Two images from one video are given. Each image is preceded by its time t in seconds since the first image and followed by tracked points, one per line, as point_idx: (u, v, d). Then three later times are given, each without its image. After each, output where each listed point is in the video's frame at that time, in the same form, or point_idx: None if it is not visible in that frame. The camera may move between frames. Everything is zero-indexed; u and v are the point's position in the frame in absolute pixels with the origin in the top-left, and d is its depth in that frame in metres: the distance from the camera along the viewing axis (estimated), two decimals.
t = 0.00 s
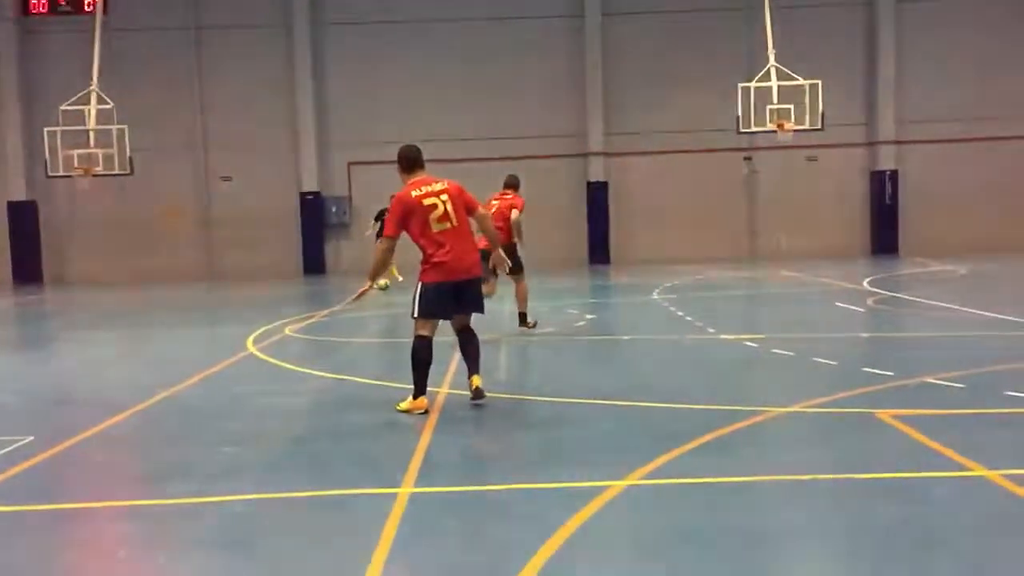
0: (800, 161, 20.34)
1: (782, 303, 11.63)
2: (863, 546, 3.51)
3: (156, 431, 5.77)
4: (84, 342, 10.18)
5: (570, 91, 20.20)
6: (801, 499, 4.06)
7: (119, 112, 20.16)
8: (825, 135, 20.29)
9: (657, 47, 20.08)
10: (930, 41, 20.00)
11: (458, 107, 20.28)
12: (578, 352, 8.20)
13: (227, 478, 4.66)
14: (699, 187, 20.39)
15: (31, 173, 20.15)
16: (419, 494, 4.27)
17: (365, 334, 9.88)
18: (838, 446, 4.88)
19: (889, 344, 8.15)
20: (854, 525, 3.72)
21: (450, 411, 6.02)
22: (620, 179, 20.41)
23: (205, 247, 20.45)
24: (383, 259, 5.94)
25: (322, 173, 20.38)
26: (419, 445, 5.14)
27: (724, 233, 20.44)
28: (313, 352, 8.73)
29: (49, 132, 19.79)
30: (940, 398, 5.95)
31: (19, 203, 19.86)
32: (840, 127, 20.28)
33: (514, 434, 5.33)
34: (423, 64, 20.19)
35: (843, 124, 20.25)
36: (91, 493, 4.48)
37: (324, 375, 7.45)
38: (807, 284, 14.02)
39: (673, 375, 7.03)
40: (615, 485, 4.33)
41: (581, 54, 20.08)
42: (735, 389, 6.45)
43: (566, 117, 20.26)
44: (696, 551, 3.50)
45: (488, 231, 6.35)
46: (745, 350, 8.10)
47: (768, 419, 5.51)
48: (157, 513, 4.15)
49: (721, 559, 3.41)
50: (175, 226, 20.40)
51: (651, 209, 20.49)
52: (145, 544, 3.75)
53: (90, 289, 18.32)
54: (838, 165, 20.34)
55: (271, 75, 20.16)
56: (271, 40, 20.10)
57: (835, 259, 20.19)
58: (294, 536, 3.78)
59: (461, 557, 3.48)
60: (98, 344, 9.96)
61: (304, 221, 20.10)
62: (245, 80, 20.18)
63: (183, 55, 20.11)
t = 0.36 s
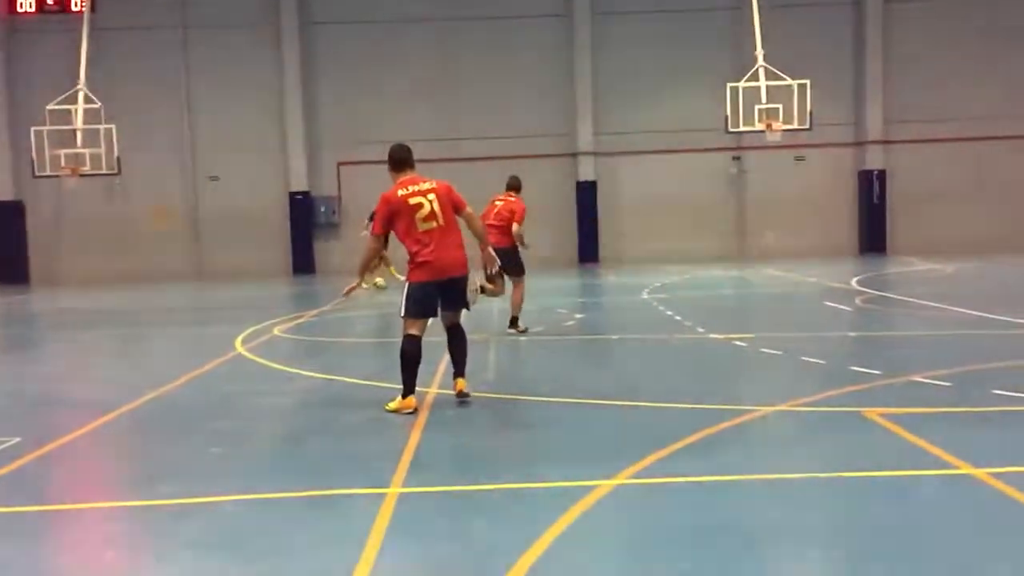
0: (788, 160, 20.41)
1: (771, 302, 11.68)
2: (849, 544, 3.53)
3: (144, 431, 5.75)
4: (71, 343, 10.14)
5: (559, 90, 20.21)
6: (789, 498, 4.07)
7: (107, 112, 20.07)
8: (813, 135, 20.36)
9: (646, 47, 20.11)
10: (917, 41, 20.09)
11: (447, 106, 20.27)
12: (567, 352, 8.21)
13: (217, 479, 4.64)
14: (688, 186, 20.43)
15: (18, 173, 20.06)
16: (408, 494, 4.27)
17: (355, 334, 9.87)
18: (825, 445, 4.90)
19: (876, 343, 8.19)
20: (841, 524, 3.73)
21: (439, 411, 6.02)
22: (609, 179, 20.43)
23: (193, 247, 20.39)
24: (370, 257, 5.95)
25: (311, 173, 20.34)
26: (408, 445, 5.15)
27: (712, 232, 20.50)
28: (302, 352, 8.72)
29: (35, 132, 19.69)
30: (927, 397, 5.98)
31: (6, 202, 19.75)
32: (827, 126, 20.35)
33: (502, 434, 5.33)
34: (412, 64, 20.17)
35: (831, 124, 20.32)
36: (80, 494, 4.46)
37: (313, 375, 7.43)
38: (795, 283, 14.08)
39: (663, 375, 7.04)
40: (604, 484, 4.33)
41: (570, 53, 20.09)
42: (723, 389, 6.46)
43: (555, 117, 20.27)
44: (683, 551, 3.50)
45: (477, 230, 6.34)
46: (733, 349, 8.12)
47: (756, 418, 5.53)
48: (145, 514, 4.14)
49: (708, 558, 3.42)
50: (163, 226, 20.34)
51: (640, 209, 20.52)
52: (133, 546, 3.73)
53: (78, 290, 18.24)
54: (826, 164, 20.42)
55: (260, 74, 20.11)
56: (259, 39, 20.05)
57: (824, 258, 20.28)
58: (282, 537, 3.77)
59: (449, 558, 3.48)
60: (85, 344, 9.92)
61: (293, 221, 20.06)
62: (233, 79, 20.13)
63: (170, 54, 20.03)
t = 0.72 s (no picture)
0: (777, 160, 20.47)
1: (759, 301, 11.71)
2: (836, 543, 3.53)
3: (133, 432, 5.72)
4: (59, 344, 10.08)
5: (548, 90, 20.22)
6: (776, 497, 4.08)
7: (94, 112, 19.97)
8: (801, 135, 20.43)
9: (635, 46, 20.13)
10: (904, 41, 20.17)
11: (436, 106, 20.25)
12: (556, 351, 8.22)
13: (205, 480, 4.63)
14: (677, 186, 20.47)
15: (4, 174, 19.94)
16: (397, 494, 4.26)
17: (345, 334, 9.87)
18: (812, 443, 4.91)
19: (864, 341, 8.22)
20: (828, 523, 3.74)
21: (428, 411, 6.02)
22: (599, 179, 20.45)
23: (182, 247, 20.32)
24: (358, 257, 5.96)
25: (300, 172, 20.30)
26: (397, 445, 5.15)
27: (701, 232, 20.55)
28: (292, 352, 8.70)
29: (22, 132, 19.59)
30: (913, 395, 6.01)
31: None
32: (815, 126, 20.42)
33: (490, 434, 5.33)
34: (401, 64, 20.14)
35: (819, 123, 20.40)
36: (68, 496, 4.43)
37: (303, 375, 7.42)
38: (783, 283, 14.12)
39: (651, 374, 7.05)
40: (591, 483, 4.33)
41: (559, 53, 20.10)
42: (712, 387, 6.47)
43: (544, 117, 20.28)
44: (673, 550, 3.51)
45: (466, 231, 6.35)
46: (722, 348, 8.15)
47: (744, 416, 5.54)
48: (134, 515, 4.11)
49: (696, 557, 3.43)
50: (151, 226, 20.26)
51: (629, 208, 20.54)
52: (122, 548, 3.71)
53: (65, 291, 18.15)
54: (814, 163, 20.49)
55: (248, 74, 20.06)
56: (247, 39, 19.99)
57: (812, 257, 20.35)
58: (271, 538, 3.76)
59: (438, 558, 3.48)
60: (73, 345, 9.87)
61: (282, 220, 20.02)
62: (221, 79, 20.06)
63: (158, 54, 19.94)
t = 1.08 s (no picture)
0: (766, 160, 20.53)
1: (749, 302, 11.73)
2: (823, 542, 3.55)
3: (122, 434, 5.70)
4: (47, 345, 10.04)
5: (537, 90, 20.22)
6: (765, 496, 4.09)
7: (82, 112, 19.89)
8: (791, 135, 20.49)
9: (624, 47, 20.16)
10: (892, 42, 20.25)
11: (425, 106, 20.24)
12: (545, 352, 8.22)
13: (193, 482, 4.61)
14: (667, 187, 20.51)
15: None
16: (387, 496, 4.26)
17: (335, 335, 9.86)
18: (802, 443, 4.92)
19: (853, 341, 8.25)
20: (816, 522, 3.75)
21: (417, 411, 6.01)
22: (589, 179, 20.47)
23: (171, 248, 20.26)
24: (347, 257, 5.96)
25: (289, 173, 20.26)
26: (387, 446, 5.15)
27: (691, 233, 20.58)
28: (282, 353, 8.68)
29: (9, 133, 19.50)
30: (902, 395, 6.03)
31: None
32: (804, 127, 20.48)
33: (480, 435, 5.33)
34: (390, 64, 20.11)
35: (808, 124, 20.46)
36: (57, 498, 4.41)
37: (292, 377, 7.40)
38: (773, 283, 14.14)
39: (641, 374, 7.06)
40: (581, 484, 4.33)
41: (548, 54, 20.10)
42: (702, 387, 6.49)
43: (534, 118, 20.29)
44: (661, 550, 3.51)
45: (458, 233, 6.33)
46: (712, 348, 8.18)
47: (734, 417, 5.56)
48: (123, 518, 4.09)
49: (684, 557, 3.44)
50: (140, 227, 20.19)
51: (619, 209, 20.57)
52: (110, 549, 3.69)
53: (53, 292, 18.07)
54: (803, 164, 20.56)
55: (237, 74, 20.00)
56: (236, 39, 19.94)
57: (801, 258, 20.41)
58: (259, 539, 3.75)
59: (428, 559, 3.48)
60: (61, 347, 9.83)
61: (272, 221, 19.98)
62: (210, 80, 20.01)
63: (146, 55, 19.88)
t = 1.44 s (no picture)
0: (757, 162, 20.58)
1: (740, 303, 11.74)
2: (813, 543, 3.56)
3: (111, 437, 5.67)
4: (36, 348, 10.00)
5: (529, 92, 20.23)
6: (754, 498, 4.10)
7: (71, 114, 19.82)
8: (781, 137, 20.54)
9: (615, 49, 20.19)
10: (882, 44, 20.32)
11: (416, 108, 20.22)
12: (537, 353, 8.22)
13: (183, 484, 4.60)
14: (657, 188, 20.54)
15: None
16: (377, 498, 4.25)
17: (327, 337, 9.85)
18: (792, 444, 4.93)
19: (843, 343, 8.27)
20: (806, 523, 3.77)
21: (408, 413, 6.00)
22: (580, 181, 20.48)
23: (161, 250, 20.20)
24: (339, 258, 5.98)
25: (280, 175, 20.23)
26: (379, 447, 5.15)
27: (682, 234, 20.62)
28: (273, 355, 8.66)
29: None
30: (892, 396, 6.04)
31: None
32: (795, 128, 20.54)
33: (471, 436, 5.33)
34: (381, 66, 20.09)
35: (798, 126, 20.52)
36: (46, 501, 4.39)
37: (283, 379, 7.38)
38: (764, 284, 14.16)
39: (632, 375, 7.07)
40: (572, 485, 4.34)
41: (539, 55, 20.12)
42: (693, 389, 6.50)
43: (525, 119, 20.30)
44: (652, 550, 3.53)
45: (451, 237, 6.34)
46: (702, 349, 8.20)
47: (725, 418, 5.57)
48: (112, 521, 4.08)
49: (674, 557, 3.45)
50: (130, 229, 20.13)
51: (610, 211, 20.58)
52: (99, 553, 3.68)
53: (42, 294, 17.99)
54: (793, 166, 20.61)
55: (228, 76, 19.96)
56: (226, 41, 19.90)
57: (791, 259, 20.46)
58: (250, 541, 3.75)
59: (420, 560, 3.48)
60: (50, 349, 9.78)
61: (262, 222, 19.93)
62: (200, 81, 19.96)
63: (136, 56, 19.82)
